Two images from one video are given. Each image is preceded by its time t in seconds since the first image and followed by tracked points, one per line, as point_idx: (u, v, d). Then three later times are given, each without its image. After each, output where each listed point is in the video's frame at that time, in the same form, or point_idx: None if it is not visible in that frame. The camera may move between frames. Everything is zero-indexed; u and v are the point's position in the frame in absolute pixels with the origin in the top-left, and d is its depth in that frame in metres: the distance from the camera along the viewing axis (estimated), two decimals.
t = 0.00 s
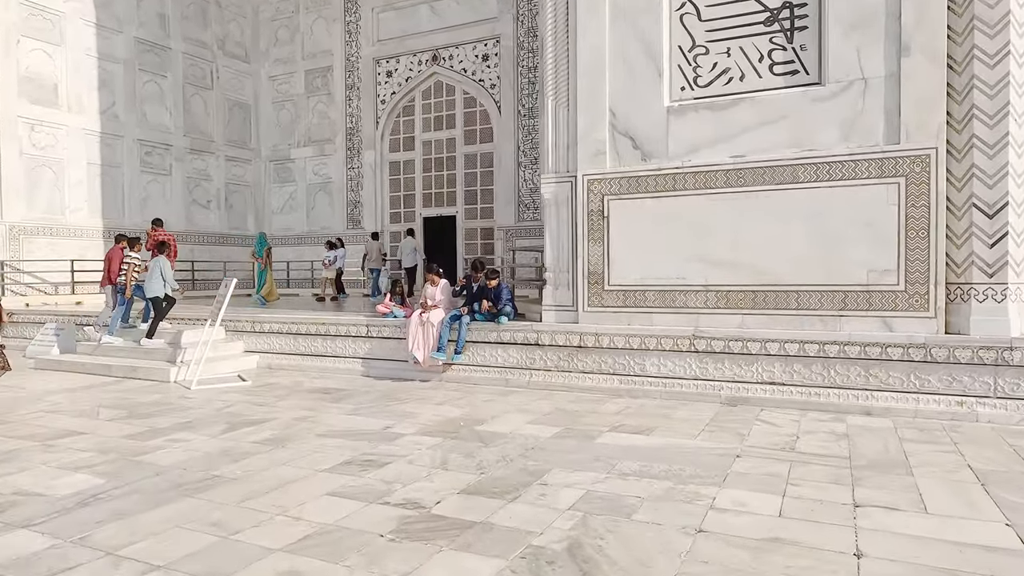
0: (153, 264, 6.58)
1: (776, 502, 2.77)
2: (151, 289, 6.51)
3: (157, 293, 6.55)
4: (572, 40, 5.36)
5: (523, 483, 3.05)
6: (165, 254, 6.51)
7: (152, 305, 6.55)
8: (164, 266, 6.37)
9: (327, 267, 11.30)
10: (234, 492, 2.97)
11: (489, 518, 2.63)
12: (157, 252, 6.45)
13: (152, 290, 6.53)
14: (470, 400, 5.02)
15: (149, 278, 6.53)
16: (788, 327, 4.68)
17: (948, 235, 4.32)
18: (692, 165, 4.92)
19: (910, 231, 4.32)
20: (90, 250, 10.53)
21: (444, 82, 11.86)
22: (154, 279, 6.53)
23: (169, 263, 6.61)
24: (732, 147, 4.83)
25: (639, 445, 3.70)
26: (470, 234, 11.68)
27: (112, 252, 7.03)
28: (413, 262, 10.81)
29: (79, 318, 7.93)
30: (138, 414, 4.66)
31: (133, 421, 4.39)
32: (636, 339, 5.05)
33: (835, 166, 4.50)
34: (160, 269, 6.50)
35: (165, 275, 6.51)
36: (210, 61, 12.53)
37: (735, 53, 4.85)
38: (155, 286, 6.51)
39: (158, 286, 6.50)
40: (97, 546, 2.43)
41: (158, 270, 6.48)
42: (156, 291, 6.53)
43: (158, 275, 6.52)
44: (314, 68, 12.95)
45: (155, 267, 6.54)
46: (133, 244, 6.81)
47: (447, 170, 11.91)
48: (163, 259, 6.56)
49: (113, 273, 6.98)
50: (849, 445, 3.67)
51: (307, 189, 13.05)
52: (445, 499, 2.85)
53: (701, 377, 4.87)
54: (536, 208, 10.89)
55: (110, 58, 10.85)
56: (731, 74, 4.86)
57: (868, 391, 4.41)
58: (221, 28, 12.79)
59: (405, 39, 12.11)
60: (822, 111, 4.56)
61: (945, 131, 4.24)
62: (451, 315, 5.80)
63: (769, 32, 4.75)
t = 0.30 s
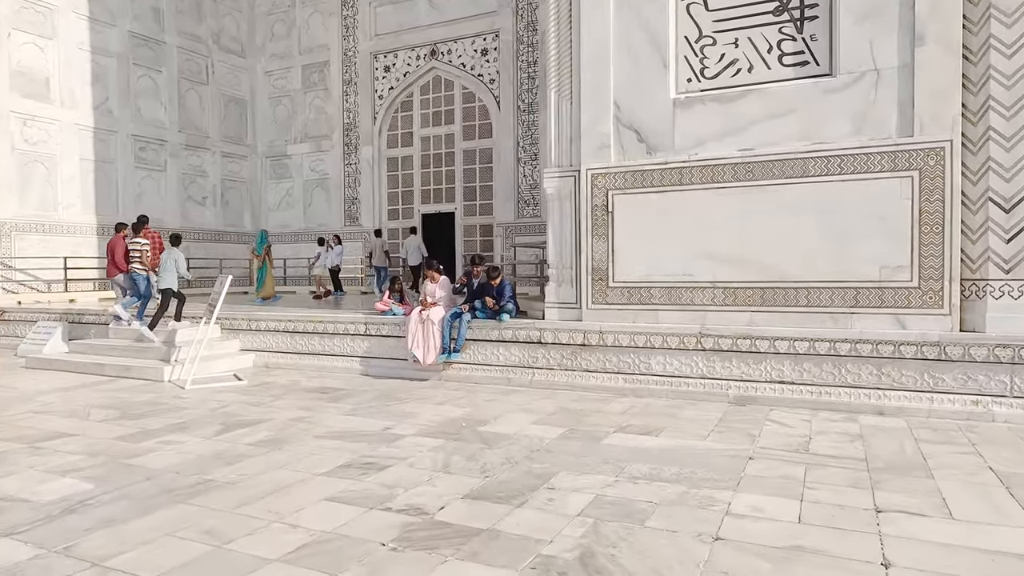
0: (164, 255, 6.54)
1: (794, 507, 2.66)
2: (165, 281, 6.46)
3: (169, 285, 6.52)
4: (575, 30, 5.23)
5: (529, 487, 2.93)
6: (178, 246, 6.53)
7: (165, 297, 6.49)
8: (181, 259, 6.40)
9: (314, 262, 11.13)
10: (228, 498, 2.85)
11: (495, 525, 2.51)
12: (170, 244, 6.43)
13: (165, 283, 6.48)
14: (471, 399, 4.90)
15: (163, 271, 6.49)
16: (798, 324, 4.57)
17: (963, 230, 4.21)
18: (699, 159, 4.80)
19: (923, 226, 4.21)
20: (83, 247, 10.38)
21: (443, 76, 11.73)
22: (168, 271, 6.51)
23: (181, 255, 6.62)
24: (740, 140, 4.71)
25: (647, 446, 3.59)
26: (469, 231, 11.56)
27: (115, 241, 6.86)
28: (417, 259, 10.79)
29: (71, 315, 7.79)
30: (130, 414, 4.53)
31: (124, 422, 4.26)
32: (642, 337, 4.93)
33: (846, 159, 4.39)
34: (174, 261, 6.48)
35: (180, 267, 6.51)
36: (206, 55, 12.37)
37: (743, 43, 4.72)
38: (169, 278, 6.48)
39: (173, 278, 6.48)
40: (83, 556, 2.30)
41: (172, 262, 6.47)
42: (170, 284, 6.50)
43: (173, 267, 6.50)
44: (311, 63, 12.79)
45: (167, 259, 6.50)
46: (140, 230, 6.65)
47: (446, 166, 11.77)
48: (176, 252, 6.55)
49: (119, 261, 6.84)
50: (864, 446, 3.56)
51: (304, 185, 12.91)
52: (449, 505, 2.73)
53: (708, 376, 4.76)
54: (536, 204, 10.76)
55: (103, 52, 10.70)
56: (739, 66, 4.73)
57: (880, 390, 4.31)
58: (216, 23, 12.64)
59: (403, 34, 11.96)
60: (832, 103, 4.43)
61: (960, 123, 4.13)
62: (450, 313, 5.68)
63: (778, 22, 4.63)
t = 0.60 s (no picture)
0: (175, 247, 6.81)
1: (821, 519, 2.55)
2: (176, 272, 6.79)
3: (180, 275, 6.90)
4: (584, 24, 5.11)
5: (543, 498, 2.82)
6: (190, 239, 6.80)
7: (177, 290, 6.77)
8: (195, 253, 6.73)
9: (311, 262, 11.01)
10: (230, 508, 2.73)
11: (509, 538, 2.40)
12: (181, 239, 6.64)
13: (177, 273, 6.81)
14: (478, 403, 4.78)
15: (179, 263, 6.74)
16: (813, 326, 4.45)
17: (985, 230, 4.09)
18: (711, 156, 4.68)
19: (943, 224, 4.09)
20: (82, 246, 10.26)
21: (445, 74, 11.61)
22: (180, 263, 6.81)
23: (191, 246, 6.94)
24: (753, 137, 4.59)
25: (662, 453, 3.47)
26: (472, 230, 11.43)
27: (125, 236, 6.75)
28: (424, 256, 10.64)
29: (69, 317, 7.67)
30: (129, 419, 4.42)
31: (122, 427, 4.15)
32: (652, 338, 4.82)
33: (864, 156, 4.26)
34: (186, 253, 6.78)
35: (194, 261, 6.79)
36: (206, 53, 12.25)
37: (756, 38, 4.61)
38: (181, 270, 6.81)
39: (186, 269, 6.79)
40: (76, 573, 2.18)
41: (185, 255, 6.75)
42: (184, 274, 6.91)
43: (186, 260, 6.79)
44: (311, 60, 12.67)
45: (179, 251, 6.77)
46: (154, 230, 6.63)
47: (448, 165, 11.65)
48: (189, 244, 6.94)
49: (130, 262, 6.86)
50: (886, 452, 3.44)
51: (305, 184, 12.79)
52: (460, 516, 2.62)
53: (720, 379, 4.65)
54: (540, 203, 10.65)
55: (102, 49, 10.58)
56: (752, 61, 4.61)
57: (899, 393, 4.20)
58: (216, 20, 12.51)
59: (406, 31, 11.83)
60: (849, 98, 4.31)
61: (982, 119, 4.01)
62: (454, 314, 5.57)
63: (793, 16, 4.51)
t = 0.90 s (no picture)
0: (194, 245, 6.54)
1: (846, 528, 2.45)
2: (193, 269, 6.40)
3: (197, 274, 6.49)
4: (592, 16, 5.00)
5: (555, 505, 2.71)
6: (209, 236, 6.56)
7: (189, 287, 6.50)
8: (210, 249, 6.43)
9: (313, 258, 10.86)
10: (231, 516, 2.63)
11: (523, 549, 2.30)
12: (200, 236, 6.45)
13: (192, 271, 6.45)
14: (484, 404, 4.68)
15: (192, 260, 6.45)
16: (828, 326, 4.34)
17: (1005, 228, 3.99)
18: (723, 152, 4.57)
19: (963, 222, 3.98)
20: (81, 244, 10.17)
21: (448, 70, 11.49)
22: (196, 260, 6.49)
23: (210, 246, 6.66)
24: (766, 132, 4.48)
25: (676, 457, 3.37)
26: (475, 228, 11.32)
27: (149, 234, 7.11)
28: (433, 256, 10.93)
29: (68, 315, 7.58)
30: (128, 420, 4.32)
31: (120, 429, 4.05)
32: (662, 338, 4.72)
33: (881, 152, 4.15)
34: (203, 251, 6.47)
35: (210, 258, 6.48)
36: (207, 49, 12.14)
37: (769, 30, 4.49)
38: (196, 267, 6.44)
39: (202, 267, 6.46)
40: None
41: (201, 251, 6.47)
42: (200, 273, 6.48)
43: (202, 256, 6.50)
44: (313, 56, 12.56)
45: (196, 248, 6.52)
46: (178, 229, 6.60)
47: (451, 162, 11.54)
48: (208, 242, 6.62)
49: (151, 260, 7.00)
50: (907, 456, 3.34)
51: (307, 181, 12.68)
52: (470, 525, 2.52)
53: (732, 380, 4.55)
54: (543, 201, 10.55)
55: (102, 44, 10.47)
56: (765, 54, 4.50)
57: (916, 395, 4.10)
58: (217, 16, 12.40)
59: (408, 27, 11.72)
60: (866, 93, 4.20)
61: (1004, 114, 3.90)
62: (460, 313, 5.45)
63: (808, 8, 4.39)
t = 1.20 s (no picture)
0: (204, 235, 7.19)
1: (869, 540, 2.34)
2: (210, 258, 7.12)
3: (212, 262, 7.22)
4: (596, 10, 4.89)
5: (563, 515, 2.61)
6: (219, 228, 7.28)
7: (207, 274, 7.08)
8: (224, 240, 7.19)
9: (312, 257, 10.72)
10: (225, 527, 2.52)
11: (532, 563, 2.19)
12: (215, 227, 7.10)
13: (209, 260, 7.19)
14: (486, 407, 4.58)
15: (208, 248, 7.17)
16: (839, 327, 4.24)
17: None
18: (731, 149, 4.47)
19: (978, 221, 3.89)
20: (75, 243, 10.02)
21: (447, 68, 11.39)
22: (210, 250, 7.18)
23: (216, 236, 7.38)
24: (775, 129, 4.38)
25: (687, 463, 3.27)
26: (474, 227, 11.22)
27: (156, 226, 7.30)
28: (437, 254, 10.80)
29: (60, 315, 7.45)
30: (120, 424, 4.20)
31: (112, 434, 3.93)
32: (668, 340, 4.62)
33: (894, 150, 4.05)
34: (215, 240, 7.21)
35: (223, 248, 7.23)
36: (203, 46, 12.01)
37: (779, 25, 4.39)
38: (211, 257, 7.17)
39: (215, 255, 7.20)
40: None
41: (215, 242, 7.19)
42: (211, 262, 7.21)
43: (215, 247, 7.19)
44: (310, 54, 12.43)
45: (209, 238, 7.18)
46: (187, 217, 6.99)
47: (450, 160, 11.43)
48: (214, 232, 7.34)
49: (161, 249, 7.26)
50: (924, 462, 3.25)
51: (304, 180, 12.56)
52: (475, 537, 2.40)
53: (740, 382, 4.45)
54: (543, 200, 10.44)
55: (96, 41, 10.33)
56: (774, 49, 4.40)
57: (930, 398, 4.00)
58: (214, 12, 12.27)
59: (406, 24, 11.60)
60: (878, 88, 4.10)
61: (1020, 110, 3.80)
62: (461, 313, 5.35)
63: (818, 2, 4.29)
